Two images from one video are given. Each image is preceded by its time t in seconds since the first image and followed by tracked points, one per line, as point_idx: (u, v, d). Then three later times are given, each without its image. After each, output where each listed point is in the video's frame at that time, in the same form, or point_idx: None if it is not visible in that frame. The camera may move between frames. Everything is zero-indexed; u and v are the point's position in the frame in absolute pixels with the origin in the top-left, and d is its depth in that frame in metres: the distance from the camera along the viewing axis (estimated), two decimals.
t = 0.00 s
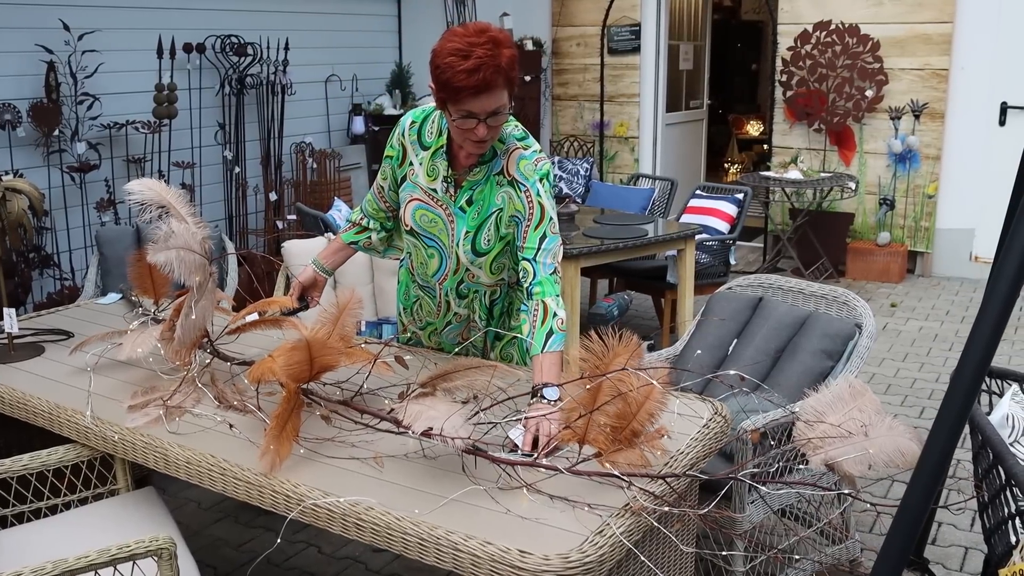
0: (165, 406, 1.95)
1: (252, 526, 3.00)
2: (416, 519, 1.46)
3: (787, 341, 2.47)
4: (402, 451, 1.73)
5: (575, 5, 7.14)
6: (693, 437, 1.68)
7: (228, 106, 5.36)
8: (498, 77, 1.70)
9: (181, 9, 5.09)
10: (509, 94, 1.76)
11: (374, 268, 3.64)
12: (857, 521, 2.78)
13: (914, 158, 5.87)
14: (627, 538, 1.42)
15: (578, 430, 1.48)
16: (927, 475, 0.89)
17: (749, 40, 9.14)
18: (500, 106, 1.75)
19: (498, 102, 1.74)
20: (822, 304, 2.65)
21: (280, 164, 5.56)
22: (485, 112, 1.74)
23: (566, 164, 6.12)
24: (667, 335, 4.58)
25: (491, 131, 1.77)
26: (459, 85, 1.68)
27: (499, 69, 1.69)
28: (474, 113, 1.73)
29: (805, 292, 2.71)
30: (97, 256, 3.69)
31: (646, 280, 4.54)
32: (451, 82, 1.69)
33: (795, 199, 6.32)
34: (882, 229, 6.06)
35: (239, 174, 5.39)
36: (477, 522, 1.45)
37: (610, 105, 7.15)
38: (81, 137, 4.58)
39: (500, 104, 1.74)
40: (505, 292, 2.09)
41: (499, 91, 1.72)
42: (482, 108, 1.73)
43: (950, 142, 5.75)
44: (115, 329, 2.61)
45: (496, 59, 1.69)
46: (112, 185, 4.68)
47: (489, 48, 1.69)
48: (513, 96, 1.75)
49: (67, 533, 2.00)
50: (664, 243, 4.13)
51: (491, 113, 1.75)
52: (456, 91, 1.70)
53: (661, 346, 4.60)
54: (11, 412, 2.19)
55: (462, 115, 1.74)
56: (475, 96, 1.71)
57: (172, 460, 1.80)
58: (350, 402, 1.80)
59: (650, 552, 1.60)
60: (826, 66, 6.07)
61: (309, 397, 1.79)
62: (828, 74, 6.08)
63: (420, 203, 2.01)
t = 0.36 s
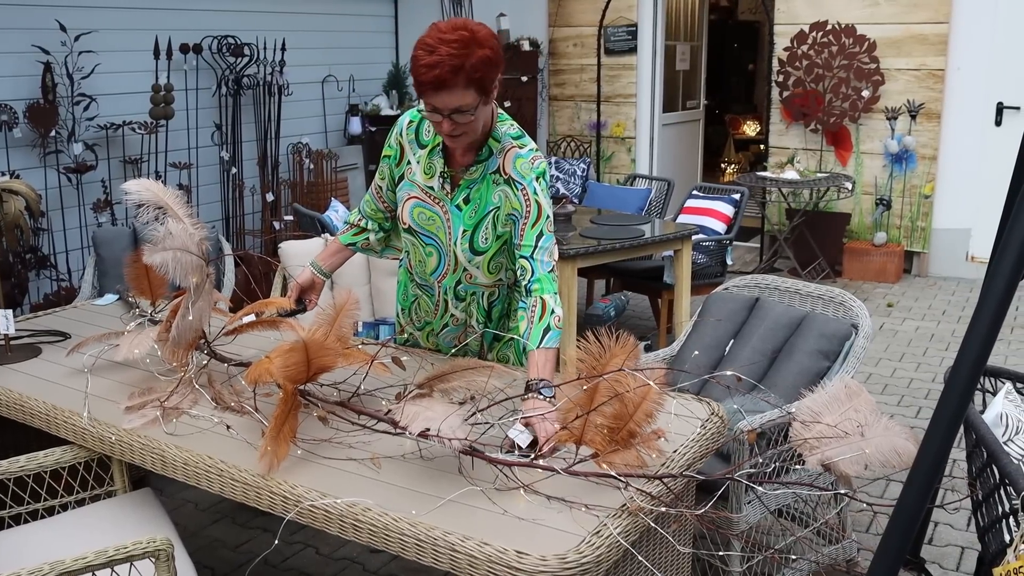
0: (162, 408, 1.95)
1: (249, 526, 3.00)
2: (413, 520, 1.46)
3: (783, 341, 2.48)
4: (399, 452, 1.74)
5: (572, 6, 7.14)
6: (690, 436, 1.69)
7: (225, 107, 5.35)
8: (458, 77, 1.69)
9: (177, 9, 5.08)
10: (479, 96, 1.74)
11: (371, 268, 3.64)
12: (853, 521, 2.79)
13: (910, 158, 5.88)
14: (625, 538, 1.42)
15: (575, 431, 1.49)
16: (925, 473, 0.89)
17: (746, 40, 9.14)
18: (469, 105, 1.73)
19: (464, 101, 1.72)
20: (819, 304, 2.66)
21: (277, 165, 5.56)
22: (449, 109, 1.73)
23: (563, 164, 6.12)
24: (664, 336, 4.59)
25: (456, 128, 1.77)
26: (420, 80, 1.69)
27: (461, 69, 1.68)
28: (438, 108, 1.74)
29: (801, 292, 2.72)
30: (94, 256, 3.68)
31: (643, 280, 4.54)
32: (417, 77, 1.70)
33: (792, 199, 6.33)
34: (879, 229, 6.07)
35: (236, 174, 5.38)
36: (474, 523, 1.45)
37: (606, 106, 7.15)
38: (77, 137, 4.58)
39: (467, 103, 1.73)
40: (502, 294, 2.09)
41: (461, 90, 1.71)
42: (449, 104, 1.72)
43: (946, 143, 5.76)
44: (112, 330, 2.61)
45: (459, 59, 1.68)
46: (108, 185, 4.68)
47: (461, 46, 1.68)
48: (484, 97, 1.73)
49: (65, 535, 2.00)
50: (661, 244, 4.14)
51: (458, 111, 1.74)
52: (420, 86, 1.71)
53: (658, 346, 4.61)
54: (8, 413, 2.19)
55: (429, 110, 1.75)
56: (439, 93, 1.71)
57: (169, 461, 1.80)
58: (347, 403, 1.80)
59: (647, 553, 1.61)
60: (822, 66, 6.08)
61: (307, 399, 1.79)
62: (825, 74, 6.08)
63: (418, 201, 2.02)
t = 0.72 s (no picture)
0: (162, 408, 1.94)
1: (249, 527, 3.00)
2: (414, 520, 1.46)
3: (783, 341, 2.48)
4: (399, 452, 1.74)
5: (571, 6, 7.14)
6: (689, 436, 1.69)
7: (224, 107, 5.35)
8: (407, 69, 1.74)
9: (177, 9, 5.08)
10: (432, 95, 1.77)
11: (370, 268, 3.64)
12: (853, 521, 2.79)
13: (909, 158, 5.88)
14: (626, 538, 1.42)
15: (577, 431, 1.49)
16: (927, 475, 0.88)
17: (744, 40, 9.14)
18: (421, 98, 1.79)
19: (416, 92, 1.78)
20: (819, 304, 2.66)
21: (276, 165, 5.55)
22: (408, 92, 1.81)
23: (562, 164, 6.12)
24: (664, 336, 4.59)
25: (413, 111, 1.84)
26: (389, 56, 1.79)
27: (412, 63, 1.73)
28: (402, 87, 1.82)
29: (801, 292, 2.72)
30: (93, 256, 3.68)
31: (642, 280, 4.54)
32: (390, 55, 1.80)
33: (791, 199, 6.33)
34: (878, 229, 6.07)
35: (235, 175, 5.38)
36: (476, 523, 1.45)
37: (605, 106, 7.15)
38: (76, 137, 4.57)
39: (419, 93, 1.78)
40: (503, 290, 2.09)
41: (410, 82, 1.77)
42: (408, 89, 1.80)
43: (945, 143, 5.76)
44: (111, 330, 2.61)
45: (416, 54, 1.72)
46: (107, 186, 4.67)
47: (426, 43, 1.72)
48: (434, 96, 1.76)
49: (64, 535, 2.00)
50: (660, 244, 4.14)
51: (415, 99, 1.81)
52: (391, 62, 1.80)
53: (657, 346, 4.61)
54: (8, 414, 2.18)
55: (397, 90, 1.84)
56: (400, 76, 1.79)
57: (170, 461, 1.79)
58: (348, 404, 1.80)
59: (648, 552, 1.61)
60: (821, 66, 6.08)
61: (308, 399, 1.79)
62: (824, 74, 6.09)
63: (419, 196, 2.03)
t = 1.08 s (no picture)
0: (166, 408, 1.94)
1: (252, 526, 3.00)
2: (419, 520, 1.46)
3: (788, 341, 2.48)
4: (404, 452, 1.74)
5: (574, 6, 7.14)
6: (695, 437, 1.69)
7: (227, 107, 5.35)
8: (390, 63, 1.76)
9: (180, 9, 5.08)
10: (416, 85, 1.79)
11: (373, 268, 3.64)
12: (857, 522, 2.79)
13: (913, 158, 5.87)
14: (632, 538, 1.42)
15: (582, 431, 1.49)
16: (935, 473, 0.86)
17: (747, 40, 9.13)
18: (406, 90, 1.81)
19: (401, 86, 1.80)
20: (823, 304, 2.66)
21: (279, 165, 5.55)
22: (391, 88, 1.83)
23: (565, 164, 6.11)
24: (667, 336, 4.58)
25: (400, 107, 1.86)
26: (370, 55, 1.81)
27: (393, 55, 1.75)
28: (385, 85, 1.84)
29: (805, 292, 2.72)
30: (96, 256, 3.68)
31: (646, 280, 4.53)
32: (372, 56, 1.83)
33: (794, 199, 6.32)
34: (881, 229, 6.06)
35: (238, 174, 5.38)
36: (481, 523, 1.45)
37: (608, 106, 7.14)
38: (79, 137, 4.58)
39: (403, 86, 1.80)
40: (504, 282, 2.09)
41: (393, 75, 1.78)
42: (392, 85, 1.81)
43: (948, 143, 5.76)
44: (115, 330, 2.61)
45: (397, 47, 1.75)
46: (110, 185, 4.67)
47: (406, 36, 1.75)
48: (418, 86, 1.78)
49: (68, 535, 2.00)
50: (664, 244, 4.13)
51: (401, 93, 1.82)
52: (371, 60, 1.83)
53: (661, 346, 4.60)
54: (12, 413, 2.18)
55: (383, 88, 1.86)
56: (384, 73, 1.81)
57: (175, 461, 1.79)
58: (353, 404, 1.80)
59: (654, 552, 1.61)
60: (825, 66, 6.08)
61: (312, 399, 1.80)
62: (827, 74, 6.08)
63: (413, 193, 2.04)
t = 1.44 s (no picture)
0: (176, 408, 1.95)
1: (260, 526, 3.01)
2: (430, 520, 1.47)
3: (796, 341, 2.49)
4: (414, 452, 1.74)
5: (580, 6, 7.16)
6: (705, 437, 1.70)
7: (233, 107, 5.36)
8: (342, 54, 1.89)
9: (187, 9, 5.09)
10: (368, 74, 1.91)
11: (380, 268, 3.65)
12: (865, 523, 2.79)
13: (919, 159, 5.87)
14: (642, 539, 1.43)
15: (593, 431, 1.50)
16: (948, 474, 0.85)
17: (752, 41, 9.12)
18: (360, 81, 1.92)
19: (354, 77, 1.92)
20: (832, 305, 2.66)
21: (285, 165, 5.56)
22: (347, 82, 1.94)
23: (571, 164, 6.12)
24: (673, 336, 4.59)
25: (356, 101, 1.96)
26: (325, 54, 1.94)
27: (345, 46, 1.88)
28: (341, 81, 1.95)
29: (813, 293, 2.72)
30: (104, 255, 3.69)
31: (652, 280, 4.54)
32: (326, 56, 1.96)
33: (800, 199, 6.32)
34: (887, 229, 6.06)
35: (244, 174, 5.39)
36: (492, 523, 1.46)
37: (614, 106, 7.14)
38: (86, 137, 4.59)
39: (357, 77, 1.91)
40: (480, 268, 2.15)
41: (347, 66, 1.90)
42: (347, 79, 1.93)
43: (955, 144, 5.75)
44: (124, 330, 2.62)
45: (347, 39, 1.88)
46: (117, 185, 4.68)
47: (355, 28, 1.89)
48: (370, 74, 1.89)
49: (78, 535, 2.01)
50: (671, 244, 4.13)
51: (355, 86, 1.94)
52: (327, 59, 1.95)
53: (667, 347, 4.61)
54: (22, 413, 2.19)
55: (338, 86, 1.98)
56: (338, 68, 1.93)
57: (185, 461, 1.80)
58: (363, 403, 1.81)
59: (665, 552, 1.61)
60: (831, 66, 6.08)
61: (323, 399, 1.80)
62: (833, 74, 6.08)
63: (380, 191, 2.12)
